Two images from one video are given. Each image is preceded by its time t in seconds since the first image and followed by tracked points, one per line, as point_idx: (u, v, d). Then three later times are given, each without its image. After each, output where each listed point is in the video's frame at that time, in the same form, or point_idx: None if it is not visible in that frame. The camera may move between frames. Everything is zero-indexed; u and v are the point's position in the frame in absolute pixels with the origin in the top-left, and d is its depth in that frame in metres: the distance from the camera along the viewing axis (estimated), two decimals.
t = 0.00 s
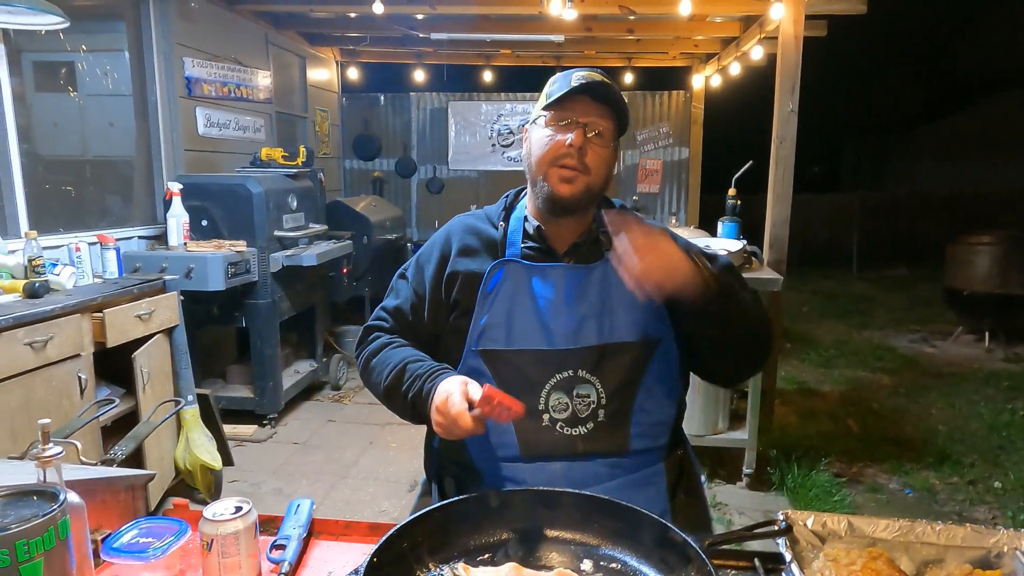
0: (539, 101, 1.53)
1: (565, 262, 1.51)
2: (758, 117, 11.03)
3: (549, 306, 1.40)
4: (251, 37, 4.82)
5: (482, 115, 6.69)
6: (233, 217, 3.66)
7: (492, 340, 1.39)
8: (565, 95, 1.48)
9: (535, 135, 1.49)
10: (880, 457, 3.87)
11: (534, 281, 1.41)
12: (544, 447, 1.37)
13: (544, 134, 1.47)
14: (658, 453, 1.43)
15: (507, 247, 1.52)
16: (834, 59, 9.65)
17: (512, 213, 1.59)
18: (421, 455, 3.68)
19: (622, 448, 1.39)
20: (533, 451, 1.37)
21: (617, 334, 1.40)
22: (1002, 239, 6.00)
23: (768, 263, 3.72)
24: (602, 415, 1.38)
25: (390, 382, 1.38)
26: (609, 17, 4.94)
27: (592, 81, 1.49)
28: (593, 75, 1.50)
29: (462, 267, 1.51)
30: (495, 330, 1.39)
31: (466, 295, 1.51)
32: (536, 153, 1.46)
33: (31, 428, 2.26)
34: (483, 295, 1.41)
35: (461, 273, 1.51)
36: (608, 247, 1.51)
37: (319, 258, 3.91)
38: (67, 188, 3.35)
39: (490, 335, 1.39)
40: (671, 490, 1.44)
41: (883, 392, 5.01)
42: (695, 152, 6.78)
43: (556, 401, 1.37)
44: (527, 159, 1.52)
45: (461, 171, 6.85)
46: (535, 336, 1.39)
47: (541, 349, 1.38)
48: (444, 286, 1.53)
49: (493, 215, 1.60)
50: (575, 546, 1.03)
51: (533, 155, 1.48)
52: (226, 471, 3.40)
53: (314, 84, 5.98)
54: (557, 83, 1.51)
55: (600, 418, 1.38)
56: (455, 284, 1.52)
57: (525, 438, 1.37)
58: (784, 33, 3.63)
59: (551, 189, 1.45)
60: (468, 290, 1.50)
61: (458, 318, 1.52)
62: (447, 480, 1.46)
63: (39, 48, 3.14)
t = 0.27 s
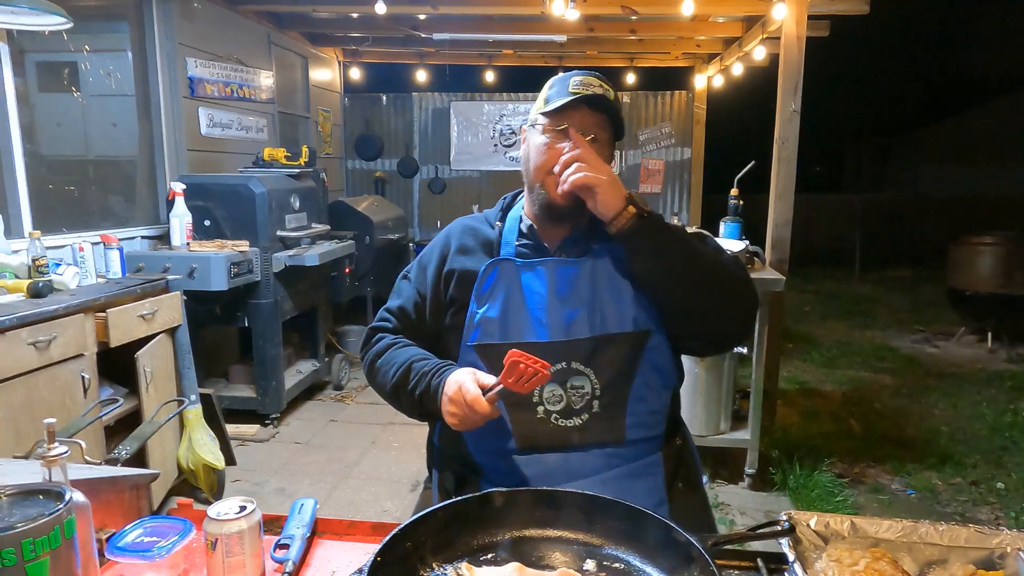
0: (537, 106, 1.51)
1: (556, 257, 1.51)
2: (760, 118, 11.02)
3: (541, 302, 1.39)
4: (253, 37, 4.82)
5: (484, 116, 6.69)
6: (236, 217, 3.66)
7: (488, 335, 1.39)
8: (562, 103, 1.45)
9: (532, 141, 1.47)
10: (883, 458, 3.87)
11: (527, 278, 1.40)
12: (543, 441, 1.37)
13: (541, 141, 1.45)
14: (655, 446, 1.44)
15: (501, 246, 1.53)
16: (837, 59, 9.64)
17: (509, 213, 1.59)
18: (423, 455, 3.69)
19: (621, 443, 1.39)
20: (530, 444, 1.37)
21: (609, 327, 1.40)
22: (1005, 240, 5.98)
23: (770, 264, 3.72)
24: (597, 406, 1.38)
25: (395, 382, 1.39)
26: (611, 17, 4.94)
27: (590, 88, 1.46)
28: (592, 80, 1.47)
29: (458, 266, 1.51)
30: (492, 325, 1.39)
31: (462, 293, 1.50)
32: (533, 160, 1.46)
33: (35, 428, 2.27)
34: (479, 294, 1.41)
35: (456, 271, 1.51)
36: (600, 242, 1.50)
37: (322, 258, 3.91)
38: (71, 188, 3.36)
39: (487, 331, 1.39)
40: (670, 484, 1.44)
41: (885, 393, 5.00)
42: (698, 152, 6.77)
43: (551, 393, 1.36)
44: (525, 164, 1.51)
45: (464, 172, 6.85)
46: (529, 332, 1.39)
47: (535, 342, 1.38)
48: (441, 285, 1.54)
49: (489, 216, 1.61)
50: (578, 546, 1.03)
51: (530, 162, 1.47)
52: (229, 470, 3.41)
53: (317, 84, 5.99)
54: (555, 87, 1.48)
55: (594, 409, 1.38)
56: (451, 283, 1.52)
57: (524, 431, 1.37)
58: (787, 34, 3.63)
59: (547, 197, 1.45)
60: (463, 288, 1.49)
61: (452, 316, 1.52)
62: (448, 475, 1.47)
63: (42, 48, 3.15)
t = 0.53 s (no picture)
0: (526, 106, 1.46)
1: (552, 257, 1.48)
2: (762, 118, 11.02)
3: (538, 303, 1.40)
4: (255, 38, 4.83)
5: (486, 116, 6.70)
6: (238, 217, 3.66)
7: (487, 337, 1.41)
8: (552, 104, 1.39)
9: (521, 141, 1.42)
10: (885, 458, 3.87)
11: (524, 279, 1.41)
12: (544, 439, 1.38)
13: (530, 143, 1.40)
14: (657, 447, 1.44)
15: (498, 248, 1.51)
16: (839, 60, 9.63)
17: (505, 213, 1.57)
18: (425, 455, 3.69)
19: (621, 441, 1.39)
20: (529, 445, 1.39)
21: (606, 327, 1.40)
22: (1007, 240, 5.97)
23: (773, 264, 3.72)
24: (595, 408, 1.39)
25: (396, 384, 1.39)
26: (613, 18, 4.94)
27: (580, 87, 1.41)
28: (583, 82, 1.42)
29: (457, 268, 1.50)
30: (492, 327, 1.40)
31: (461, 294, 1.50)
32: (521, 160, 1.40)
33: (38, 427, 2.27)
34: (477, 297, 1.42)
35: (454, 273, 1.50)
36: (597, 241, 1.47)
37: (324, 258, 3.91)
38: (73, 188, 3.36)
39: (485, 332, 1.40)
40: (671, 486, 1.44)
41: (887, 393, 5.00)
42: (699, 152, 6.77)
43: (549, 396, 1.37)
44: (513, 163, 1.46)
45: (466, 172, 6.86)
46: (527, 333, 1.40)
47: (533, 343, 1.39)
48: (439, 286, 1.53)
49: (486, 217, 1.59)
50: (583, 546, 1.03)
51: (518, 163, 1.42)
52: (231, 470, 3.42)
53: (319, 85, 5.99)
54: (544, 87, 1.43)
55: (593, 411, 1.39)
56: (449, 284, 1.51)
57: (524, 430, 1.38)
58: (790, 34, 3.63)
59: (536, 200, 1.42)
60: (462, 289, 1.49)
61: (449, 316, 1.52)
62: (448, 476, 1.46)
63: (45, 48, 3.15)
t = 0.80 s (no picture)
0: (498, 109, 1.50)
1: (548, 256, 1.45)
2: (763, 118, 11.01)
3: (537, 303, 1.39)
4: (256, 38, 4.83)
5: (487, 116, 6.70)
6: (239, 216, 3.66)
7: (487, 337, 1.39)
8: (515, 102, 1.44)
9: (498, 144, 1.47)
10: (886, 459, 3.87)
11: (523, 279, 1.40)
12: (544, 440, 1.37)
13: (503, 144, 1.45)
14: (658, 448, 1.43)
15: (495, 248, 1.47)
16: (839, 60, 9.63)
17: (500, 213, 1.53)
18: (425, 454, 3.68)
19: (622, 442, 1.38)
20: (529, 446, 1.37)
21: (605, 326, 1.39)
22: (1008, 240, 5.96)
23: (773, 264, 3.71)
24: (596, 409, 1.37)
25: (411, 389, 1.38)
26: (614, 17, 4.94)
27: (542, 78, 1.43)
28: (543, 73, 1.45)
29: (458, 268, 1.48)
30: (491, 327, 1.39)
31: (461, 294, 1.48)
32: (501, 163, 1.45)
33: (39, 425, 2.27)
34: (476, 296, 1.41)
35: (455, 273, 1.48)
36: (593, 241, 1.46)
37: (325, 257, 3.91)
38: (73, 187, 3.36)
39: (485, 333, 1.39)
40: (672, 487, 1.43)
41: (888, 394, 5.00)
42: (700, 151, 6.77)
43: (549, 397, 1.33)
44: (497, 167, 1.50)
45: (466, 171, 6.85)
46: (527, 332, 1.38)
47: (532, 343, 1.37)
48: (439, 287, 1.50)
49: (479, 219, 1.55)
50: (583, 544, 1.03)
51: (499, 165, 1.47)
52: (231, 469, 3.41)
53: (320, 84, 5.99)
54: (511, 86, 1.47)
55: (594, 412, 1.36)
56: (448, 284, 1.49)
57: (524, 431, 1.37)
58: (790, 33, 3.62)
59: (521, 195, 1.44)
60: (461, 289, 1.47)
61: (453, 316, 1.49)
62: (448, 478, 1.45)
63: (46, 47, 3.15)
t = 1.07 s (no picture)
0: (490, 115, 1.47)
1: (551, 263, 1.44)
2: (763, 119, 11.02)
3: (538, 309, 1.37)
4: (256, 40, 4.84)
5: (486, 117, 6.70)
6: (239, 218, 3.66)
7: (489, 341, 1.38)
8: (505, 105, 1.40)
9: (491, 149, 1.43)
10: (886, 459, 3.86)
11: (524, 285, 1.38)
12: (544, 443, 1.37)
13: (496, 149, 1.41)
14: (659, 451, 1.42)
15: (496, 251, 1.45)
16: (839, 60, 9.64)
17: (501, 216, 1.51)
18: (425, 456, 3.68)
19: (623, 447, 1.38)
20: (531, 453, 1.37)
21: (608, 333, 1.37)
22: (1007, 241, 5.96)
23: (773, 265, 3.72)
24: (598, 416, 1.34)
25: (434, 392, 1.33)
26: (613, 19, 4.95)
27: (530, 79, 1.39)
28: (532, 72, 1.41)
29: (464, 270, 1.45)
30: (493, 332, 1.37)
31: (465, 297, 1.45)
32: (495, 169, 1.42)
33: (39, 428, 2.27)
34: (477, 300, 1.40)
35: (458, 275, 1.45)
36: (596, 244, 1.44)
37: (324, 259, 3.91)
38: (73, 189, 3.36)
39: (488, 340, 1.38)
40: (672, 492, 1.42)
41: (888, 394, 4.99)
42: (700, 152, 6.77)
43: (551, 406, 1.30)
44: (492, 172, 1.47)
45: (466, 172, 6.85)
46: (530, 341, 1.36)
47: (534, 351, 1.36)
48: (445, 289, 1.46)
49: (481, 219, 1.53)
50: (582, 547, 1.03)
51: (494, 170, 1.43)
52: (231, 472, 3.41)
53: (319, 86, 6.00)
54: (500, 89, 1.43)
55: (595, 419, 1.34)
56: (453, 286, 1.46)
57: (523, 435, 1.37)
58: (790, 34, 3.63)
59: (517, 198, 1.40)
60: (466, 292, 1.44)
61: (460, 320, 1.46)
62: (448, 482, 1.44)
63: (46, 49, 3.16)
